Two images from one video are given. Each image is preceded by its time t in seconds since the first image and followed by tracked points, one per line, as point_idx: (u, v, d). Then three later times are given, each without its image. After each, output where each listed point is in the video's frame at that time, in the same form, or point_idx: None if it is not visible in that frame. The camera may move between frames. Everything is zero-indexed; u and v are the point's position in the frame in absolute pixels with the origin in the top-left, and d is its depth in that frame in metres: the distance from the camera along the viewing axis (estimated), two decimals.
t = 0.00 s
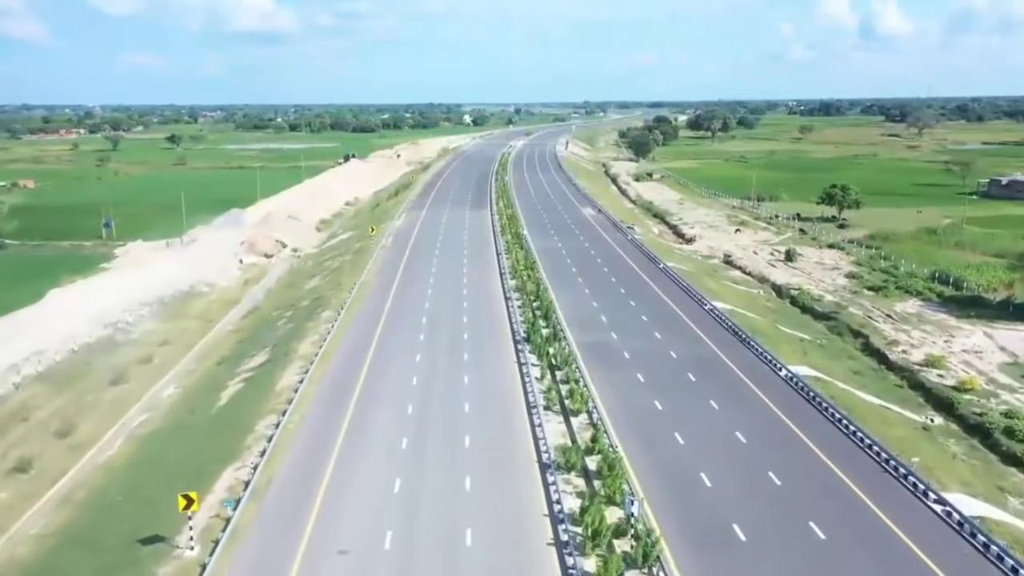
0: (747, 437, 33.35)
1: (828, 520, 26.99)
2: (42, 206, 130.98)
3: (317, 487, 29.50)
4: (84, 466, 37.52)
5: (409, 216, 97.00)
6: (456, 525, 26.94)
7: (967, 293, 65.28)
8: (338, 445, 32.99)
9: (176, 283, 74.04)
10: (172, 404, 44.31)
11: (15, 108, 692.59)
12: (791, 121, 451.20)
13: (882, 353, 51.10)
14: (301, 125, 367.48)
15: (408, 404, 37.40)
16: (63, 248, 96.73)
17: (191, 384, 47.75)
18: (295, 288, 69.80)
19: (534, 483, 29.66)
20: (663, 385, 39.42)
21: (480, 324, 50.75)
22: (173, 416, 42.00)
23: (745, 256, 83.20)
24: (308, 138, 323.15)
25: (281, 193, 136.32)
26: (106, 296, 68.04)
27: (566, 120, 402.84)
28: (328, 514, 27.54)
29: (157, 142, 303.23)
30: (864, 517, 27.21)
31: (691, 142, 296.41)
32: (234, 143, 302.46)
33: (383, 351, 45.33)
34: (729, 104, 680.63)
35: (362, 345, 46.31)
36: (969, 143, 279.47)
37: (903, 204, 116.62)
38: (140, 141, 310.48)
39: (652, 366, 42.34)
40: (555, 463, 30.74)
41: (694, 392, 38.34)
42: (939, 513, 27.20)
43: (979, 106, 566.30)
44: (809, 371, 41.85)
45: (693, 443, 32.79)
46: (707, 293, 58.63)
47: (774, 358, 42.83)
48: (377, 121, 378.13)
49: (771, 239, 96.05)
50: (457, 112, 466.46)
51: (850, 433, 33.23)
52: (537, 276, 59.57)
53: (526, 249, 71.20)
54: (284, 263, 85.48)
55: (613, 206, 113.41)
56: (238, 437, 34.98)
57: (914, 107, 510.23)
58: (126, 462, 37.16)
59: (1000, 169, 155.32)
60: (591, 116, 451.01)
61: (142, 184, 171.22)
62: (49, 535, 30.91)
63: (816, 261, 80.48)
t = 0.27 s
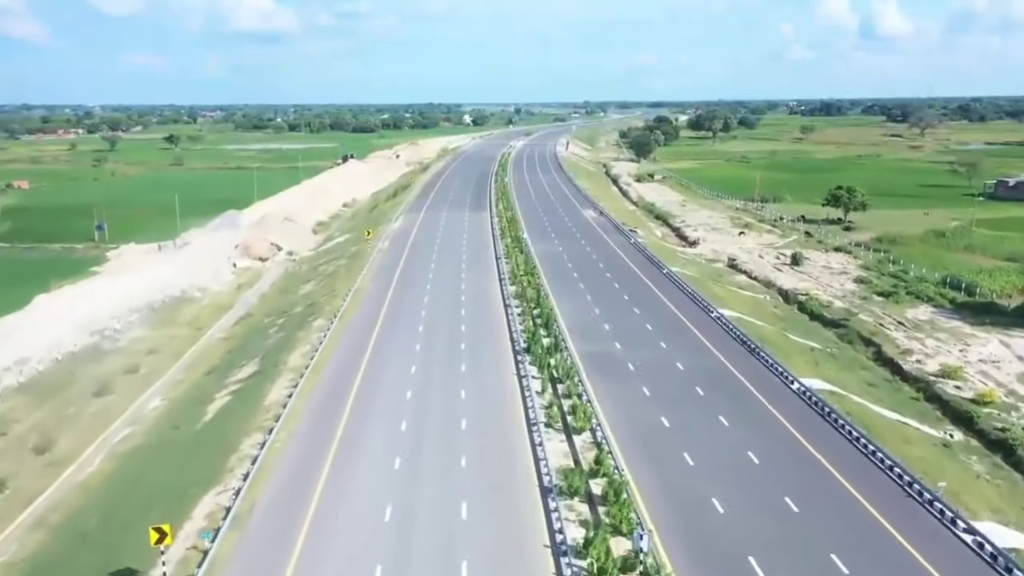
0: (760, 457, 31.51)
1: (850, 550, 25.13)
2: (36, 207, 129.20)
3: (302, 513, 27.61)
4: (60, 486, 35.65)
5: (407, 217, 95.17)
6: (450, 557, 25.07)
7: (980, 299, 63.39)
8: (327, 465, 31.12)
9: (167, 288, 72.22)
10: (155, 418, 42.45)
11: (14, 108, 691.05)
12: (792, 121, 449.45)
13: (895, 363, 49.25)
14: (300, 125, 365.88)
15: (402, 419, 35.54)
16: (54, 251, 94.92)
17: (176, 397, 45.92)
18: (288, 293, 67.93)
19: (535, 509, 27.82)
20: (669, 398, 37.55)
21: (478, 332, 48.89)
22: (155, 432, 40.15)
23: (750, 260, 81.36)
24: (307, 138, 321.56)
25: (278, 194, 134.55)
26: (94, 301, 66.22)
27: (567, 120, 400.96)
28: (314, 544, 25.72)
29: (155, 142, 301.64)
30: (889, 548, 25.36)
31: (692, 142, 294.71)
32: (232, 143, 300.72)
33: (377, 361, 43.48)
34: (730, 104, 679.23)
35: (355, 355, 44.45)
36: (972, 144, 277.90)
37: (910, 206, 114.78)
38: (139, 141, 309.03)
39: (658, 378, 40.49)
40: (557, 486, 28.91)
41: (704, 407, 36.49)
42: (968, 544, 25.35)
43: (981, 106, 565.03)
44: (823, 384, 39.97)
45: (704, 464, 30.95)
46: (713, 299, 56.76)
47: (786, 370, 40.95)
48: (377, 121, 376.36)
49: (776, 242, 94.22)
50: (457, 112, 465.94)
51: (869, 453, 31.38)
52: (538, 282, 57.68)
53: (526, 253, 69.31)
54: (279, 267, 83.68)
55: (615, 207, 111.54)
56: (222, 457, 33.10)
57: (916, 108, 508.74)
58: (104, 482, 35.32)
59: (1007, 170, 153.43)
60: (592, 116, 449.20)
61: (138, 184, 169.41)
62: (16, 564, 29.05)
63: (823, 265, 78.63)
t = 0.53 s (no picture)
0: (774, 480, 29.71)
1: None
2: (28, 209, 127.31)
3: (286, 543, 25.76)
4: (34, 508, 33.78)
5: (405, 220, 93.41)
6: None
7: (994, 305, 61.57)
8: (314, 489, 29.31)
9: (158, 294, 70.34)
10: (138, 433, 40.60)
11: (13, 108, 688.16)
12: (793, 121, 447.94)
13: (910, 374, 47.42)
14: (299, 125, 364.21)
15: (395, 437, 33.69)
16: (45, 254, 93.08)
17: (162, 411, 44.07)
18: (282, 299, 66.05)
19: (536, 538, 26.01)
20: (676, 414, 35.73)
21: (477, 340, 47.01)
22: (137, 449, 38.31)
23: (755, 264, 79.42)
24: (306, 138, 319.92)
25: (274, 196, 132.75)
26: (81, 307, 64.35)
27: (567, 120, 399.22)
28: None
29: (153, 143, 299.92)
30: None
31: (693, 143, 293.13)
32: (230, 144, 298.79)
33: (371, 373, 41.58)
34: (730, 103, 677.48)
35: (348, 366, 42.61)
36: (975, 144, 276.60)
37: (916, 208, 112.84)
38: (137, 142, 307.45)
39: (665, 391, 38.67)
40: (560, 513, 27.10)
41: (713, 424, 34.68)
42: None
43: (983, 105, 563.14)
44: (838, 398, 38.15)
45: (715, 486, 29.16)
46: (720, 306, 54.83)
47: (798, 383, 39.11)
48: (376, 121, 374.55)
49: (781, 245, 92.26)
50: (457, 112, 464.32)
51: (891, 476, 29.58)
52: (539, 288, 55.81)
53: (526, 258, 67.45)
54: (273, 271, 81.80)
55: (616, 209, 109.64)
56: (203, 480, 31.22)
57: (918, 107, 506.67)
58: (80, 503, 33.47)
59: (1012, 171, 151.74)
60: (593, 116, 447.38)
61: (133, 185, 167.49)
62: None
63: (830, 270, 76.69)
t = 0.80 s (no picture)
0: (794, 511, 27.59)
1: None
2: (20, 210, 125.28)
3: None
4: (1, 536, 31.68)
5: (402, 223, 91.32)
6: None
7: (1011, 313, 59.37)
8: (299, 521, 27.20)
9: (146, 300, 68.22)
10: (117, 452, 38.50)
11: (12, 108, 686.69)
12: (795, 121, 445.95)
13: (928, 387, 45.26)
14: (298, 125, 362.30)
15: (386, 460, 31.62)
16: (35, 258, 91.00)
17: (143, 427, 41.95)
18: (273, 306, 63.90)
19: None
20: (686, 435, 33.65)
21: (474, 351, 44.86)
22: (115, 469, 36.20)
23: (761, 269, 77.32)
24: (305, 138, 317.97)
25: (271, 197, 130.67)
26: (66, 315, 62.27)
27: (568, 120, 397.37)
28: None
29: (151, 143, 298.19)
30: None
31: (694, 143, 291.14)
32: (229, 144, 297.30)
33: (363, 387, 39.45)
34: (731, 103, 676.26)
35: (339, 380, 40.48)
36: (978, 145, 276.08)
37: (923, 211, 110.86)
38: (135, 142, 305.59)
39: (674, 409, 36.52)
40: (564, 550, 25.01)
41: (726, 447, 32.52)
42: None
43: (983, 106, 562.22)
44: (858, 417, 36.02)
45: (731, 518, 27.04)
46: (728, 314, 52.69)
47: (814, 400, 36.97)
48: (376, 120, 372.76)
49: (787, 249, 90.22)
50: (457, 112, 462.36)
51: (921, 508, 27.46)
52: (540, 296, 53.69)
53: (526, 263, 65.28)
54: (266, 276, 79.71)
55: (618, 212, 107.59)
56: (180, 509, 29.14)
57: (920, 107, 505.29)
58: (50, 530, 31.38)
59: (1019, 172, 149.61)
60: (593, 115, 445.69)
61: (128, 187, 165.43)
62: None
63: (839, 275, 74.59)
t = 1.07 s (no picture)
0: (818, 549, 25.39)
1: None
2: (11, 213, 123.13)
3: None
4: None
5: (400, 226, 89.21)
6: None
7: None
8: (280, 558, 25.08)
9: (134, 306, 66.01)
10: (93, 475, 36.26)
11: (12, 108, 685.38)
12: (797, 121, 443.99)
13: (950, 404, 42.97)
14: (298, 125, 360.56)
15: (376, 487, 29.59)
16: (25, 261, 88.90)
17: (123, 445, 39.72)
18: (265, 314, 61.67)
19: None
20: (697, 458, 31.58)
21: (472, 365, 42.70)
22: (88, 494, 33.99)
23: (769, 274, 75.10)
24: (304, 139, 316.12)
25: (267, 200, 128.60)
26: (50, 323, 60.05)
27: (568, 120, 395.34)
28: None
29: (149, 144, 296.19)
30: None
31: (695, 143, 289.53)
32: (228, 144, 295.24)
33: (354, 404, 37.29)
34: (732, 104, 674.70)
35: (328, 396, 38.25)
36: (982, 146, 274.11)
37: (932, 213, 108.74)
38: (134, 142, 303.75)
39: (684, 430, 34.29)
40: None
41: (742, 474, 30.30)
42: None
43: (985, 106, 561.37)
44: (880, 438, 33.83)
45: (750, 555, 24.90)
46: (737, 325, 50.47)
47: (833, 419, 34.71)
48: (375, 120, 370.71)
49: (794, 253, 88.04)
50: (457, 112, 460.79)
51: (956, 547, 25.24)
52: (540, 307, 51.50)
53: (527, 269, 63.05)
54: (259, 282, 77.52)
55: (620, 214, 105.45)
56: (152, 543, 26.95)
57: (921, 108, 504.29)
58: (15, 561, 29.18)
59: None
60: (594, 116, 443.71)
61: (123, 188, 163.28)
62: None
63: (849, 280, 72.38)
